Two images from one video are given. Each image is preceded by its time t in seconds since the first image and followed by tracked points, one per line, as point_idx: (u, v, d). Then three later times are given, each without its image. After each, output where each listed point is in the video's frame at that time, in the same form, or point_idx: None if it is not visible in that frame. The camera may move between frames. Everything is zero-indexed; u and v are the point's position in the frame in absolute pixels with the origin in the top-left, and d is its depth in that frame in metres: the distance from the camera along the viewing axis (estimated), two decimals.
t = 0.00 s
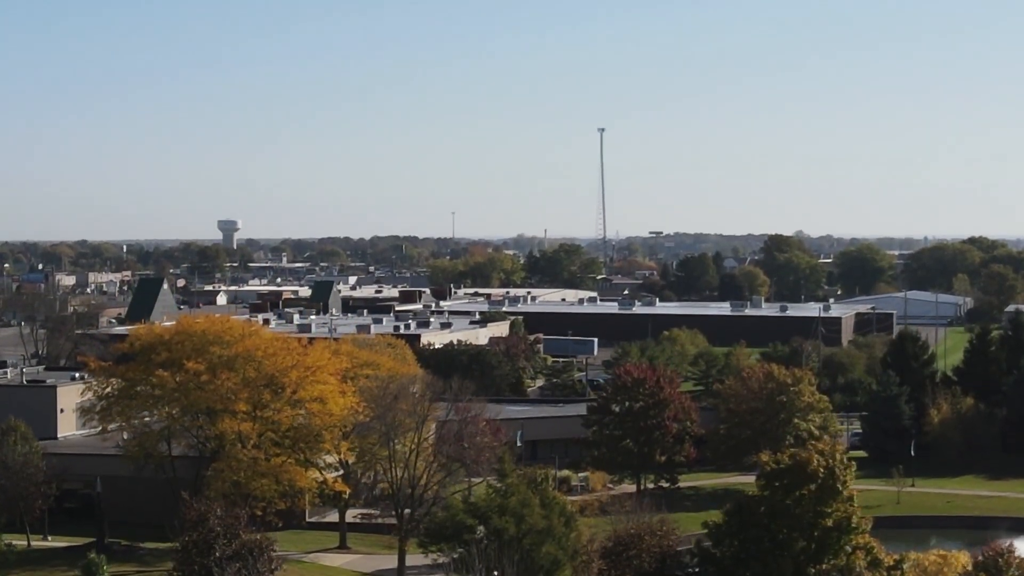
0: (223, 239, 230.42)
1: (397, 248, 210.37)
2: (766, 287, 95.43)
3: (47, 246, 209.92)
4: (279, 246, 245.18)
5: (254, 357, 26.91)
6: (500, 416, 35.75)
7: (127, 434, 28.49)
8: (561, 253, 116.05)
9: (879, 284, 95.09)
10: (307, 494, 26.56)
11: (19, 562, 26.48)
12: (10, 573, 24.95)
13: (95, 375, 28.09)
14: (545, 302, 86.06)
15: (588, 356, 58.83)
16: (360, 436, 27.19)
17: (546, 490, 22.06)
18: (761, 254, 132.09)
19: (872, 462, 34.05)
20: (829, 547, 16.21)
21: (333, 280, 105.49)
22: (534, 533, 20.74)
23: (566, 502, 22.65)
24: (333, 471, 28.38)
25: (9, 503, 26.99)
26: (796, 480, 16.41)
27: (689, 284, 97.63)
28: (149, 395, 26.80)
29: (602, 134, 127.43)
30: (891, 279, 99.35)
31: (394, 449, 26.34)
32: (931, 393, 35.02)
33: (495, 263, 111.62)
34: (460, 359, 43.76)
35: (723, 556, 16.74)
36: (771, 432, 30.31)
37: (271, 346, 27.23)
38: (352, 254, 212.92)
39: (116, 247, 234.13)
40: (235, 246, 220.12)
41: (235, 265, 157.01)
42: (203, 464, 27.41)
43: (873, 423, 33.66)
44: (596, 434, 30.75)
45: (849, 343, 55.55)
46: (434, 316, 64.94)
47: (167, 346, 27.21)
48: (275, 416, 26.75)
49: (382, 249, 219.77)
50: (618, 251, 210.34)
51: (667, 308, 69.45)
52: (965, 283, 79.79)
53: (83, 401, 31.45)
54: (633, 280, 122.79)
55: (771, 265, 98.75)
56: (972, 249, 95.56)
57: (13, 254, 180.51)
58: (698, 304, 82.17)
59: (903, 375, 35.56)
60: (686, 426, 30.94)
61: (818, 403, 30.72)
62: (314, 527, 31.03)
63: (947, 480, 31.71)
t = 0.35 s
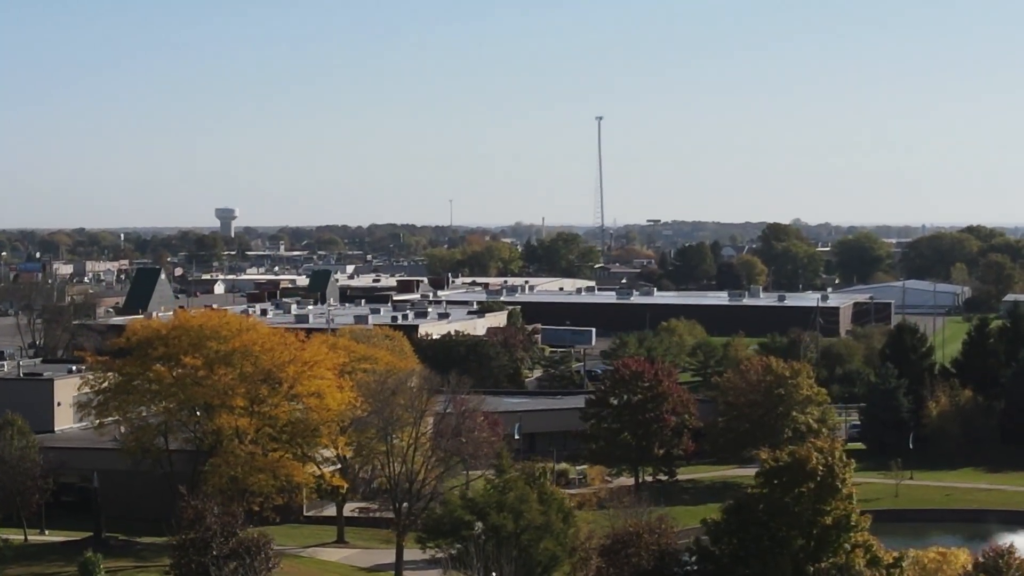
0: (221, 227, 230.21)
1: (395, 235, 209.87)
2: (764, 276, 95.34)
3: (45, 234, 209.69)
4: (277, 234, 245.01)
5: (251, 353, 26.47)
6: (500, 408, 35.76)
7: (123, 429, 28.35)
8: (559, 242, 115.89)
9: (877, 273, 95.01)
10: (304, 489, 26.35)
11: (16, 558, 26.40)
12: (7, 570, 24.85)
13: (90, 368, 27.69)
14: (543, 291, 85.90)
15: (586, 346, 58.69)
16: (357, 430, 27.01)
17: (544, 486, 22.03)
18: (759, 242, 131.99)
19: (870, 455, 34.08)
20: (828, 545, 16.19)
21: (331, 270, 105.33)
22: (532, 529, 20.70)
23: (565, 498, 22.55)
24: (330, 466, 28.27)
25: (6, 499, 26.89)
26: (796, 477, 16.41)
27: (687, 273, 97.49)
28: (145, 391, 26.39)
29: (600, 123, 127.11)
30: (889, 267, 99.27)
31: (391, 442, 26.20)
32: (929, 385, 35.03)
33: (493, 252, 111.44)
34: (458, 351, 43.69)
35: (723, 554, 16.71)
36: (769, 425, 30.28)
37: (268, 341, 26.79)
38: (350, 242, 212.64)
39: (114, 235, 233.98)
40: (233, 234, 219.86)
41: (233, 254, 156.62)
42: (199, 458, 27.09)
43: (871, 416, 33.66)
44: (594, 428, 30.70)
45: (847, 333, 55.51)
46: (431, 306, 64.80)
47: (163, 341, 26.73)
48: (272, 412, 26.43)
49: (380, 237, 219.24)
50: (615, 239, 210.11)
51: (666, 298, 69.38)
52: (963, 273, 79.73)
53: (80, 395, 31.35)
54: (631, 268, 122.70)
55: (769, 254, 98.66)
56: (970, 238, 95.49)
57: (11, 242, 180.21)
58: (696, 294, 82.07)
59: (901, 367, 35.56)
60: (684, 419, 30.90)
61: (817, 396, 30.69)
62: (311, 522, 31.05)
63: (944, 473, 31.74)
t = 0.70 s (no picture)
0: (215, 215, 229.90)
1: (388, 223, 209.58)
2: (758, 264, 95.26)
3: (38, 221, 209.05)
4: (271, 222, 244.53)
5: (244, 345, 26.06)
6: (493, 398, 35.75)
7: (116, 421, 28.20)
8: (552, 230, 115.73)
9: (870, 261, 94.96)
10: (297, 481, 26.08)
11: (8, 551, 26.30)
12: None
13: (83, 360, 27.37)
14: (536, 279, 85.75)
15: (580, 335, 58.60)
16: (350, 422, 26.81)
17: (538, 479, 22.00)
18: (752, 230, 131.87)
19: (864, 445, 34.14)
20: (822, 541, 16.18)
21: (324, 258, 105.07)
22: (526, 521, 20.68)
23: (559, 490, 22.48)
24: (323, 458, 28.17)
25: None
26: (789, 472, 16.42)
27: (680, 261, 97.37)
28: (139, 383, 26.02)
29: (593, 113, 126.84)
30: (883, 255, 99.21)
31: (384, 435, 26.04)
32: (923, 375, 35.06)
33: (486, 240, 111.25)
34: (451, 340, 43.60)
35: (717, 549, 16.74)
36: (762, 417, 30.28)
37: (261, 333, 26.36)
38: (343, 230, 212.33)
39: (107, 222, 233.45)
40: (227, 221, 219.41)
41: (226, 241, 156.16)
42: (192, 450, 26.77)
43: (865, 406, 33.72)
44: (588, 419, 30.66)
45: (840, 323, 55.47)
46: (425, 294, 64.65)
47: (156, 334, 26.34)
48: (264, 404, 26.05)
49: (373, 224, 218.87)
50: (609, 226, 209.99)
51: (660, 286, 69.26)
52: (957, 261, 79.69)
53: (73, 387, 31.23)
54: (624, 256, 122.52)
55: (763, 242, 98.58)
56: (964, 226, 95.44)
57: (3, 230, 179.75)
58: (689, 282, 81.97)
59: (895, 357, 35.58)
60: (679, 410, 30.87)
61: (810, 387, 30.67)
62: (304, 515, 30.99)
63: (938, 464, 31.85)
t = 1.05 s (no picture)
0: (197, 201, 228.98)
1: (370, 210, 208.86)
2: (740, 251, 95.29)
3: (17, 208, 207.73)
4: (252, 208, 243.55)
5: (225, 336, 25.64)
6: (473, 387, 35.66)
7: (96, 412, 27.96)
8: (535, 216, 115.53)
9: (852, 248, 95.10)
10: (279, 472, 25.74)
11: None
12: None
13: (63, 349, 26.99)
14: (519, 267, 85.59)
15: (562, 322, 58.52)
16: (332, 413, 26.64)
17: (521, 469, 21.98)
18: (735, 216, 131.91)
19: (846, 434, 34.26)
20: (806, 532, 16.19)
21: (306, 244, 104.64)
22: (509, 512, 20.67)
23: (542, 480, 22.46)
24: (304, 448, 27.99)
25: None
26: (772, 464, 16.49)
27: (663, 248, 97.32)
28: (119, 374, 25.62)
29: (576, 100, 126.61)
30: (865, 242, 99.36)
31: (366, 426, 25.84)
32: (905, 364, 35.16)
33: (469, 227, 110.95)
34: (434, 328, 43.47)
35: (699, 540, 16.73)
36: (745, 405, 30.29)
37: (242, 323, 25.92)
38: (325, 216, 211.69)
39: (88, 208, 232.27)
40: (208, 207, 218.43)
41: (207, 228, 155.43)
42: (173, 440, 26.36)
43: (847, 395, 33.83)
44: (570, 408, 30.60)
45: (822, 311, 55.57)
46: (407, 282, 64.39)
47: (138, 324, 25.93)
48: (246, 395, 25.63)
49: (355, 210, 218.18)
50: (591, 213, 209.74)
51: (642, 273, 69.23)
52: (939, 248, 79.85)
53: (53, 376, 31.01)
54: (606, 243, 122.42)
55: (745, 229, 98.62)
56: (945, 213, 95.66)
57: None
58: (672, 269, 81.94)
59: (878, 346, 35.67)
60: (662, 399, 30.84)
61: (793, 375, 30.64)
62: (286, 505, 30.87)
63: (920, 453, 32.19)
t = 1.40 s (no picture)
0: (166, 187, 227.49)
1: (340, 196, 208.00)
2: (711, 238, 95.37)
3: None
4: (221, 194, 242.19)
5: (195, 325, 25.23)
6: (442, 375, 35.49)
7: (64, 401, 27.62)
8: (505, 203, 115.28)
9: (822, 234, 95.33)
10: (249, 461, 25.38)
11: None
12: None
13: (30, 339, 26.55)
14: (490, 253, 85.36)
15: (533, 309, 58.39)
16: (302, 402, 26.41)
17: (491, 458, 21.89)
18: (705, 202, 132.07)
19: (816, 421, 34.39)
20: (777, 522, 16.17)
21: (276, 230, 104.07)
22: (480, 502, 20.58)
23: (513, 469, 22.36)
24: (274, 437, 27.74)
25: None
26: (744, 453, 16.47)
27: (633, 234, 97.28)
28: (88, 363, 25.15)
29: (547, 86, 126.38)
30: (835, 228, 99.63)
31: (337, 415, 25.61)
32: (875, 351, 35.28)
33: (439, 213, 110.56)
34: (405, 315, 43.25)
35: (670, 530, 16.68)
36: (716, 393, 30.30)
37: (212, 312, 25.51)
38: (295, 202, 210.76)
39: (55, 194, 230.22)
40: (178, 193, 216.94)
41: (176, 214, 154.36)
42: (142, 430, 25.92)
43: (818, 382, 33.94)
44: (541, 396, 30.51)
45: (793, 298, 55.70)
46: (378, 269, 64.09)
47: (107, 314, 25.48)
48: (215, 385, 25.19)
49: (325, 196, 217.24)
50: (562, 199, 209.63)
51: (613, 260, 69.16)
52: (909, 235, 80.13)
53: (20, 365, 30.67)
54: (577, 229, 122.35)
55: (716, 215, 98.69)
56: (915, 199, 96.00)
57: None
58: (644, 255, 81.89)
59: (849, 333, 35.76)
60: (632, 387, 30.79)
61: (763, 363, 30.64)
62: (257, 494, 30.67)
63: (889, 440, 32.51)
